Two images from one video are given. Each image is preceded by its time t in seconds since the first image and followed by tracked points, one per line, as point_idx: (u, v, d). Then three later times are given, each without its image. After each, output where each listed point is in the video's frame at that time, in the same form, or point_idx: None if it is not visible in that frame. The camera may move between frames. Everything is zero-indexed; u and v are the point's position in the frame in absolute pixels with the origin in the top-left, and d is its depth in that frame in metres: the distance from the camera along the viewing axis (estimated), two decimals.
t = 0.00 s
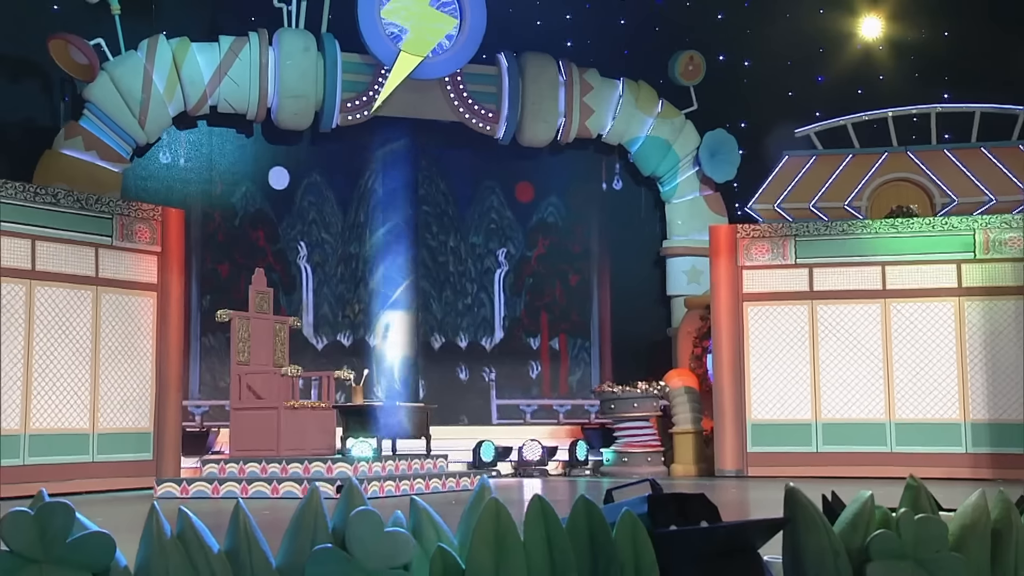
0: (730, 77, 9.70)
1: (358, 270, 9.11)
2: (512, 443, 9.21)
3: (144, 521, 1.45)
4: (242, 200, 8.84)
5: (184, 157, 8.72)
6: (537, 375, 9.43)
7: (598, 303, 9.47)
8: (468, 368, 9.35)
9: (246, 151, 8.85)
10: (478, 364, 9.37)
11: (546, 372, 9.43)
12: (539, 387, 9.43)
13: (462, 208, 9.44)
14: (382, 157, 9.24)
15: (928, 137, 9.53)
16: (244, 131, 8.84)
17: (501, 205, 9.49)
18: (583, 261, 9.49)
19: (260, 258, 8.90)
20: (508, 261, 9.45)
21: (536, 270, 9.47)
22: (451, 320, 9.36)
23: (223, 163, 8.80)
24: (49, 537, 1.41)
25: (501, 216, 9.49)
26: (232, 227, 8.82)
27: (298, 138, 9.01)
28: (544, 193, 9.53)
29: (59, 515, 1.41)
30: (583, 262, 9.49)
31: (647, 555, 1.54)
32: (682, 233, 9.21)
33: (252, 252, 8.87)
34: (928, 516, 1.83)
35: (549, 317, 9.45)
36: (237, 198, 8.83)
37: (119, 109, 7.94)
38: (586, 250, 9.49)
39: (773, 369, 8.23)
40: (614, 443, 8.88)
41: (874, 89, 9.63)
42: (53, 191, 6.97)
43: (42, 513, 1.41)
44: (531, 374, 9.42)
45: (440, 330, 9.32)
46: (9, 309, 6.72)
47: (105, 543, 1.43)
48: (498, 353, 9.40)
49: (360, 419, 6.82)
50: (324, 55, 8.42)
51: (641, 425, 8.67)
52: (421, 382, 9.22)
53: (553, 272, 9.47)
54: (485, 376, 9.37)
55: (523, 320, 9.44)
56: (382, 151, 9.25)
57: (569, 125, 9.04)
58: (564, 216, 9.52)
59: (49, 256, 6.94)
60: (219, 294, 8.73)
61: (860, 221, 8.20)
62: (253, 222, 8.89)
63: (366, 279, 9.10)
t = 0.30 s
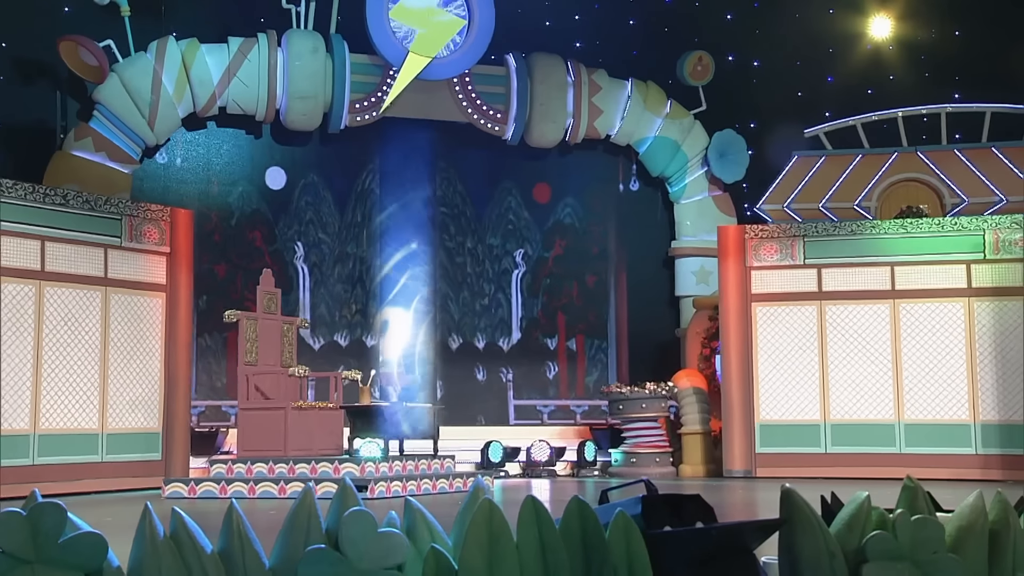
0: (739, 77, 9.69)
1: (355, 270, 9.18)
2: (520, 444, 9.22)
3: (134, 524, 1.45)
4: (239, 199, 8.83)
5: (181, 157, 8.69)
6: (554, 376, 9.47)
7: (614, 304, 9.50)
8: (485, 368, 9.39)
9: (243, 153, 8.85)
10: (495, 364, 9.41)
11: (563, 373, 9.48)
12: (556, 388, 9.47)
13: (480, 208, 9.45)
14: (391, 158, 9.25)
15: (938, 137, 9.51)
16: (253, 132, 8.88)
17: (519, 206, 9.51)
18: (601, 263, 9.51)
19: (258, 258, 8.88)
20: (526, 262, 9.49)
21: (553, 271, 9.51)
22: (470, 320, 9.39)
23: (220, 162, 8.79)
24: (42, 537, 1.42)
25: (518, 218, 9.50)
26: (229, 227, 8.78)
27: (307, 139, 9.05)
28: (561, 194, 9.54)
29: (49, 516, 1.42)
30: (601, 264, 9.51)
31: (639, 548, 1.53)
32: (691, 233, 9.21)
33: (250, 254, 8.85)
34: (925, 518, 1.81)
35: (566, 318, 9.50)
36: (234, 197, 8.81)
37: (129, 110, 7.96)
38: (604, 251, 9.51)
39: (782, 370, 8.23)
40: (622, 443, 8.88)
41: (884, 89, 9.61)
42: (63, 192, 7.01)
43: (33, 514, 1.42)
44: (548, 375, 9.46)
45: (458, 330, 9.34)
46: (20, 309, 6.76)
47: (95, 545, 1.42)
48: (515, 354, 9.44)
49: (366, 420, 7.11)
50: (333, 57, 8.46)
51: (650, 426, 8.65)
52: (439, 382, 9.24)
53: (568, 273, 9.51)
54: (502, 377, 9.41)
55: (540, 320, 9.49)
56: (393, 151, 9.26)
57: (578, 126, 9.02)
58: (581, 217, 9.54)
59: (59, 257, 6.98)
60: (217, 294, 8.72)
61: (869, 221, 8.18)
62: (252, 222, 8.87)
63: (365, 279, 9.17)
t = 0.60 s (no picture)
0: (755, 78, 9.67)
1: (359, 271, 9.18)
2: (534, 446, 9.17)
3: (135, 529, 1.48)
4: (242, 202, 8.85)
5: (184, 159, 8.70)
6: (576, 377, 9.53)
7: (637, 302, 9.57)
8: (507, 370, 9.44)
9: (245, 155, 8.86)
10: (518, 365, 9.46)
11: (585, 375, 9.53)
12: (578, 389, 9.52)
13: (502, 211, 9.49)
14: (404, 159, 9.26)
15: (955, 138, 9.48)
16: (269, 134, 8.93)
17: (541, 208, 9.55)
18: (624, 264, 9.57)
19: (262, 259, 8.89)
20: (548, 263, 9.52)
21: (576, 272, 9.55)
22: (491, 321, 9.43)
23: (224, 163, 8.81)
24: (44, 538, 1.47)
25: (540, 219, 9.54)
26: (233, 229, 8.83)
27: (322, 141, 9.10)
28: (582, 197, 9.57)
29: (51, 517, 1.47)
30: (624, 265, 9.56)
31: (641, 558, 1.54)
32: (705, 235, 9.20)
33: (252, 255, 8.87)
34: (930, 521, 1.84)
35: (588, 320, 9.55)
36: (237, 200, 8.83)
37: (145, 113, 8.01)
38: (626, 253, 9.56)
39: (796, 371, 8.21)
40: (637, 444, 8.91)
41: (900, 90, 9.57)
42: (79, 194, 7.05)
43: (35, 515, 1.47)
44: (570, 377, 9.52)
45: (480, 331, 9.38)
46: (36, 311, 6.80)
47: (96, 545, 1.48)
48: (537, 355, 9.49)
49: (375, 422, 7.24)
50: (348, 59, 8.47)
51: (663, 427, 8.67)
52: (461, 385, 9.30)
53: (591, 274, 9.55)
54: (525, 378, 9.46)
55: (562, 323, 9.54)
56: (410, 151, 9.28)
57: (592, 127, 9.02)
58: (603, 218, 9.58)
59: (75, 259, 7.02)
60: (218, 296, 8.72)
61: (885, 222, 8.13)
62: (254, 223, 8.89)
63: (369, 279, 9.18)
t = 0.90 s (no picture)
0: (768, 79, 9.65)
1: (363, 272, 9.19)
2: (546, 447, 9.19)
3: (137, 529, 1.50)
4: (246, 203, 8.85)
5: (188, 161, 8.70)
6: (596, 378, 9.53)
7: (657, 303, 9.59)
8: (527, 371, 9.45)
9: (249, 157, 8.87)
10: (538, 366, 9.46)
11: (605, 376, 9.54)
12: (598, 390, 9.53)
13: (521, 213, 9.52)
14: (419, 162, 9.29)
15: (970, 138, 9.44)
16: (282, 135, 8.96)
17: (561, 209, 9.58)
18: (644, 265, 9.60)
19: (264, 260, 8.87)
20: (567, 265, 9.55)
21: (595, 274, 9.57)
22: (512, 323, 9.45)
23: (230, 163, 8.83)
24: (45, 537, 1.52)
25: (560, 221, 9.57)
26: (237, 229, 8.80)
27: (335, 143, 9.13)
28: (603, 198, 9.61)
29: (53, 517, 1.52)
30: (643, 266, 9.59)
31: (640, 556, 1.56)
32: (718, 236, 9.18)
33: (256, 256, 8.85)
34: (934, 523, 1.84)
35: (609, 321, 9.56)
36: (240, 202, 8.84)
37: (159, 115, 8.04)
38: (646, 254, 9.59)
39: (810, 372, 8.19)
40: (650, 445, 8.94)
41: (915, 90, 9.54)
42: (93, 196, 7.08)
43: (36, 515, 1.52)
44: (590, 378, 9.52)
45: (500, 333, 9.40)
46: (50, 312, 6.84)
47: (97, 546, 1.53)
48: (558, 356, 9.50)
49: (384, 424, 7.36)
50: (361, 61, 8.48)
51: (676, 429, 8.65)
52: (482, 385, 9.30)
53: (611, 275, 9.57)
54: (545, 379, 9.46)
55: (583, 323, 9.54)
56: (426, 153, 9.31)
57: (605, 128, 9.03)
58: (623, 219, 9.61)
59: (89, 260, 7.06)
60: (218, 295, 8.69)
61: (899, 222, 8.09)
62: (258, 225, 8.87)
63: (373, 280, 9.19)
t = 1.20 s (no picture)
0: (781, 79, 9.63)
1: (366, 272, 9.21)
2: (559, 448, 9.08)
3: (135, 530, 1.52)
4: (251, 203, 8.88)
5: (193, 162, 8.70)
6: (615, 379, 9.55)
7: (676, 305, 9.60)
8: (547, 372, 9.48)
9: (254, 158, 8.89)
10: (557, 367, 9.49)
11: (623, 376, 9.56)
12: (617, 391, 9.55)
13: (541, 214, 9.53)
14: (432, 164, 9.30)
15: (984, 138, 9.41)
16: (294, 137, 8.99)
17: (580, 211, 9.59)
18: (662, 266, 9.60)
19: (269, 261, 8.91)
20: (587, 266, 9.57)
21: (615, 275, 9.59)
22: (530, 324, 9.49)
23: (236, 164, 8.85)
24: (43, 538, 1.54)
25: (579, 222, 9.58)
26: (242, 231, 8.83)
27: (348, 144, 9.16)
28: (622, 199, 9.61)
29: (50, 517, 1.54)
30: (662, 267, 9.59)
31: (638, 557, 1.57)
32: (730, 236, 9.17)
33: (261, 255, 8.89)
34: (935, 523, 1.85)
35: (627, 322, 9.59)
36: (245, 202, 8.87)
37: (173, 117, 8.08)
38: (665, 255, 9.59)
39: (822, 372, 8.18)
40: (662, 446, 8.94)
41: (929, 90, 9.51)
42: (107, 197, 7.13)
43: (34, 514, 1.54)
44: (609, 379, 9.55)
45: (519, 334, 9.44)
46: (65, 312, 6.88)
47: (95, 546, 1.55)
48: (577, 357, 9.52)
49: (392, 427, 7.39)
50: (373, 62, 8.50)
51: (687, 429, 8.67)
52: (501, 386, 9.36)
53: (629, 276, 9.59)
54: (564, 380, 9.48)
55: (602, 324, 9.57)
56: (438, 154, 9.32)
57: (616, 129, 9.05)
58: (642, 221, 9.61)
59: (103, 261, 7.10)
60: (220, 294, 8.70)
61: (911, 223, 8.05)
62: (263, 225, 8.91)
63: (376, 280, 9.21)
